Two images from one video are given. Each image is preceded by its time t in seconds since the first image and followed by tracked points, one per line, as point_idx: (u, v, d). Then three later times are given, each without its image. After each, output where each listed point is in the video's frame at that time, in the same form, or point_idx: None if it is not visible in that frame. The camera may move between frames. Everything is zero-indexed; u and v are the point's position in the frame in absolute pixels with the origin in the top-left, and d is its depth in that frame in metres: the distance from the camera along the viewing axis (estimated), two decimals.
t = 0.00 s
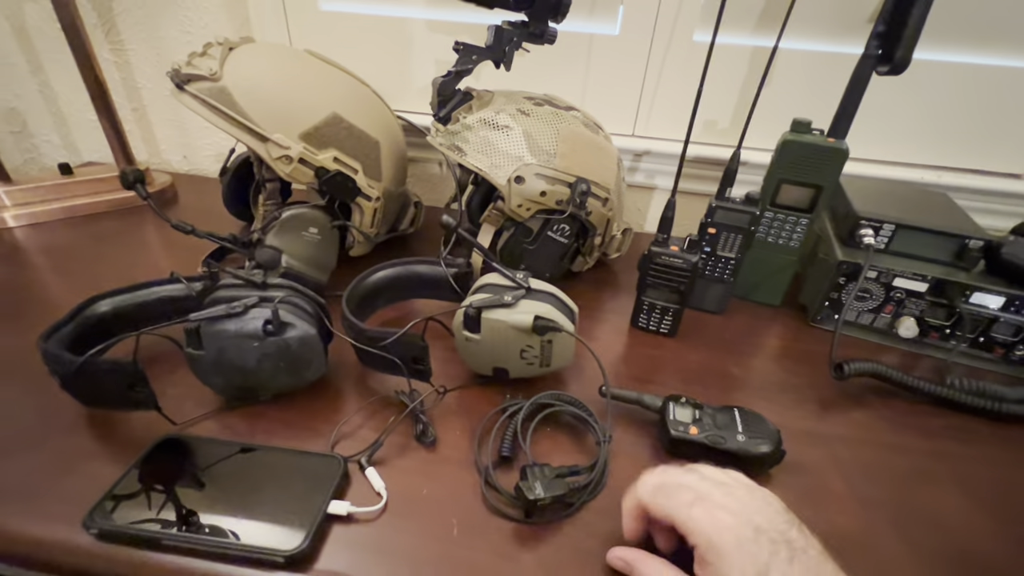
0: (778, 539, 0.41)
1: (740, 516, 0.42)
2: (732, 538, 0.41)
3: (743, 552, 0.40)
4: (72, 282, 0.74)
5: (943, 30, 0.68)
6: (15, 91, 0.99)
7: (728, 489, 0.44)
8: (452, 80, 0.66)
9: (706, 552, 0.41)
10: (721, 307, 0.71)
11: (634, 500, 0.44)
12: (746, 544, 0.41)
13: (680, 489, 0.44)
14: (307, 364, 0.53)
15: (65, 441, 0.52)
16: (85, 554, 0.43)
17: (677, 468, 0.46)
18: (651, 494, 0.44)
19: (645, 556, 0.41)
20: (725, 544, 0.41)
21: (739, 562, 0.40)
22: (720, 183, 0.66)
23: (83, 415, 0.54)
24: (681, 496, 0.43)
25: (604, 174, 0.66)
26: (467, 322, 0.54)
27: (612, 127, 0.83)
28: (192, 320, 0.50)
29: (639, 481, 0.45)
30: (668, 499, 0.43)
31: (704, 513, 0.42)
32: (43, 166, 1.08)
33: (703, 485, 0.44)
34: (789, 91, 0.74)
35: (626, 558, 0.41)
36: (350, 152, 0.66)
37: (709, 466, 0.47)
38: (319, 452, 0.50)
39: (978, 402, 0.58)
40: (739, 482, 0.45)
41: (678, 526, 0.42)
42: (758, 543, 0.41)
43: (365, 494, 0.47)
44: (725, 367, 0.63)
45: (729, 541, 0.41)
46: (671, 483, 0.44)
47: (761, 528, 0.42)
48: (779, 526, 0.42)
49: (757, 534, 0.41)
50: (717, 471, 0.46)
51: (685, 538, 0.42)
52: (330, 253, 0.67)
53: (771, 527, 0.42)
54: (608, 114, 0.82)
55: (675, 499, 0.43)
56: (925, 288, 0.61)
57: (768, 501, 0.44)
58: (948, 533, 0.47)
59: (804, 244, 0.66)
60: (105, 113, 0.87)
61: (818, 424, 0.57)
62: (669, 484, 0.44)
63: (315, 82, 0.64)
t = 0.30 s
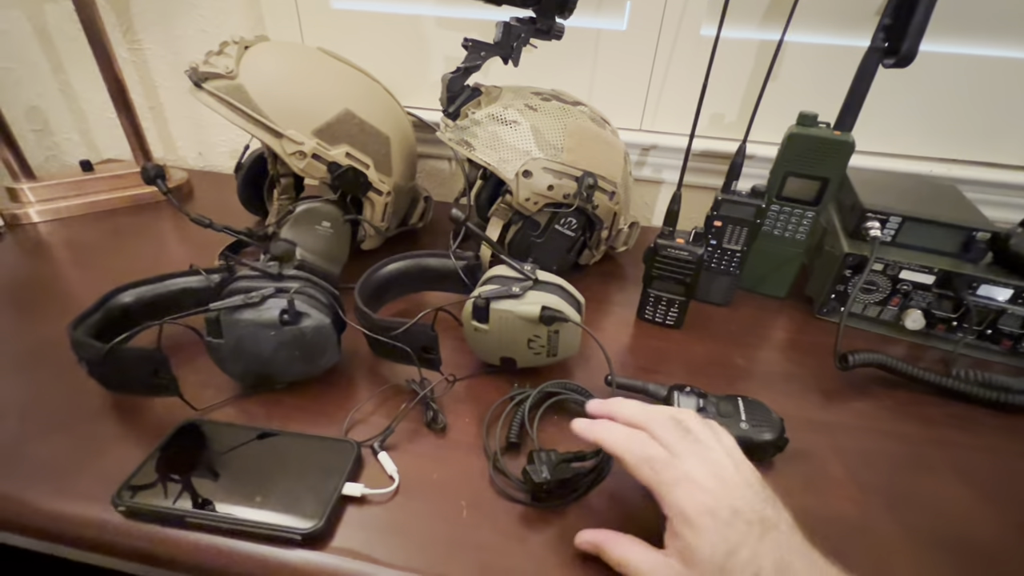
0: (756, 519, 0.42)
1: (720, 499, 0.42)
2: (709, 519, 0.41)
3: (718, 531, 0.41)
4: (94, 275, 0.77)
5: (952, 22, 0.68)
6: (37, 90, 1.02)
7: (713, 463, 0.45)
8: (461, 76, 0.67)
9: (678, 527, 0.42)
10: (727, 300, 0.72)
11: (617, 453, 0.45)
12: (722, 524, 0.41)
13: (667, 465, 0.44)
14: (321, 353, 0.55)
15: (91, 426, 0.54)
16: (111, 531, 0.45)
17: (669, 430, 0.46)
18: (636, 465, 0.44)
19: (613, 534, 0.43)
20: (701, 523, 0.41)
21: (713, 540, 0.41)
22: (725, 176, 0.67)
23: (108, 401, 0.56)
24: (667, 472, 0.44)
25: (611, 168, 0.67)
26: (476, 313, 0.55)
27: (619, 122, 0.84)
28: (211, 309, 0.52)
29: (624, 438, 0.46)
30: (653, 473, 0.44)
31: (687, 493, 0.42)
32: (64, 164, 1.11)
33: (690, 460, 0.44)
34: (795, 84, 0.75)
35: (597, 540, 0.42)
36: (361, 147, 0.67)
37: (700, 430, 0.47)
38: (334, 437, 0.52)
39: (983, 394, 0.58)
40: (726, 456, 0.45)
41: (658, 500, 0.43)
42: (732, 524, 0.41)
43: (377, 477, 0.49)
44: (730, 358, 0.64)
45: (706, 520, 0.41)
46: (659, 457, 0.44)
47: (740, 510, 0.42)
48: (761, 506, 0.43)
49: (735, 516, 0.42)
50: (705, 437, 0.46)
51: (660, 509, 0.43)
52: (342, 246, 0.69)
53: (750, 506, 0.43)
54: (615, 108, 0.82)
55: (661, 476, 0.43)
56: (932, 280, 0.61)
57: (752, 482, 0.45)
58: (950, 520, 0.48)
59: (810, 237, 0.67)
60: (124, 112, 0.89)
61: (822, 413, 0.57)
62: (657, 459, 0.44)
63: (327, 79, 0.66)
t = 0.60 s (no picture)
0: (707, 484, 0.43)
1: (669, 465, 0.43)
2: (659, 485, 0.42)
3: (668, 496, 0.42)
4: (82, 268, 0.75)
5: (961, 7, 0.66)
6: (26, 80, 1.00)
7: (661, 436, 0.46)
8: (456, 64, 0.65)
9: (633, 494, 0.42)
10: (729, 293, 0.70)
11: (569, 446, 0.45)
12: (672, 489, 0.42)
13: (615, 441, 0.45)
14: (312, 349, 0.53)
15: (76, 423, 0.52)
16: (94, 531, 0.44)
17: (619, 414, 0.48)
18: (586, 445, 0.45)
19: (580, 504, 0.43)
20: (650, 488, 0.42)
21: (664, 505, 0.41)
22: (728, 167, 0.65)
23: (94, 398, 0.55)
24: (615, 446, 0.44)
25: (610, 158, 0.65)
26: (471, 309, 0.54)
27: (619, 112, 0.82)
28: (199, 305, 0.51)
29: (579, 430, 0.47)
30: (602, 449, 0.44)
31: (635, 462, 0.43)
32: (56, 155, 1.09)
33: (640, 437, 0.45)
34: (800, 72, 0.73)
35: (564, 511, 0.43)
36: (354, 138, 0.65)
37: (651, 412, 0.48)
38: (325, 436, 0.51)
39: (991, 390, 0.56)
40: (675, 429, 0.47)
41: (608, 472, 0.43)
42: (682, 490, 0.42)
43: (369, 477, 0.48)
44: (732, 353, 0.62)
45: (656, 486, 0.42)
46: (607, 435, 0.45)
47: (689, 476, 0.43)
48: (714, 474, 0.44)
49: (709, 501, 0.42)
50: (655, 417, 0.47)
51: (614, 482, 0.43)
52: (335, 239, 0.68)
53: (699, 473, 0.44)
54: (614, 97, 0.81)
55: (609, 449, 0.44)
56: (939, 273, 0.59)
57: (705, 452, 0.46)
58: (957, 519, 0.46)
59: (814, 229, 0.65)
60: (113, 102, 0.87)
61: (826, 410, 0.56)
62: (605, 437, 0.45)
63: (318, 67, 0.64)
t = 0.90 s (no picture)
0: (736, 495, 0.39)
1: (702, 473, 0.40)
2: (691, 494, 0.38)
3: (702, 509, 0.38)
4: (80, 269, 0.73)
5: None
6: (25, 76, 0.98)
7: (691, 440, 0.42)
8: (463, 54, 0.62)
9: (661, 508, 0.38)
10: (751, 294, 0.67)
11: (596, 442, 0.43)
12: (705, 500, 0.38)
13: (644, 441, 0.41)
14: (315, 356, 0.51)
15: (71, 435, 0.50)
16: (87, 550, 0.41)
17: (640, 417, 0.44)
18: (613, 442, 0.42)
19: (592, 514, 0.40)
20: (682, 498, 0.38)
21: (694, 518, 0.38)
22: (752, 161, 0.62)
23: (89, 407, 0.52)
24: (644, 447, 0.41)
25: (626, 153, 0.62)
26: (482, 313, 0.51)
27: (634, 104, 0.78)
28: (194, 312, 0.48)
29: (604, 427, 0.44)
30: (630, 448, 0.41)
31: (666, 464, 0.40)
32: (56, 153, 1.07)
33: (669, 438, 0.42)
34: (827, 61, 0.69)
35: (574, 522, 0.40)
36: (357, 133, 0.62)
37: (675, 413, 0.44)
38: (327, 449, 0.48)
39: None
40: (703, 432, 0.43)
41: (636, 475, 0.40)
42: (716, 503, 0.39)
43: (375, 494, 0.45)
44: (756, 358, 0.59)
45: (687, 494, 0.38)
46: (635, 434, 0.42)
47: (724, 488, 0.40)
48: (746, 486, 0.41)
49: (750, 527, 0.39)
50: (680, 419, 0.44)
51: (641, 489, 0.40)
52: (339, 239, 0.65)
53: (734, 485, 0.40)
54: (630, 88, 0.77)
55: (638, 448, 0.41)
56: (976, 274, 0.56)
57: (735, 458, 0.42)
58: (1004, 540, 0.43)
59: (842, 227, 0.62)
60: (112, 98, 0.85)
61: (858, 419, 0.53)
62: (634, 434, 0.42)
63: (320, 59, 0.61)
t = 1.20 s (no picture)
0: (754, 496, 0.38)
1: (709, 465, 0.38)
2: (698, 487, 0.37)
3: (709, 503, 0.36)
4: (83, 264, 0.72)
5: None
6: (28, 70, 0.97)
7: (698, 432, 0.40)
8: (469, 41, 0.60)
9: (672, 505, 0.36)
10: (767, 289, 0.65)
11: (599, 439, 0.41)
12: (712, 494, 0.37)
13: (648, 435, 0.40)
14: (317, 352, 0.49)
15: (69, 433, 0.49)
16: (82, 551, 0.40)
17: (644, 412, 0.42)
18: (617, 438, 0.40)
19: (595, 504, 0.39)
20: (689, 492, 0.36)
21: (702, 512, 0.36)
22: (769, 150, 0.60)
23: (89, 404, 0.51)
24: (649, 441, 0.39)
25: (638, 142, 0.60)
26: (489, 308, 0.49)
27: (645, 92, 0.76)
28: (193, 306, 0.46)
29: (607, 424, 0.42)
30: (634, 443, 0.39)
31: (672, 458, 0.38)
32: (60, 148, 1.06)
33: (674, 431, 0.40)
34: (847, 46, 0.67)
35: (575, 516, 0.39)
36: (361, 123, 0.61)
37: (680, 405, 0.42)
38: (331, 447, 0.47)
39: None
40: (711, 424, 0.41)
41: (640, 470, 0.38)
42: (725, 496, 0.37)
43: (380, 495, 0.43)
44: (774, 354, 0.57)
45: (695, 488, 0.36)
46: (639, 428, 0.40)
47: (733, 480, 0.38)
48: (755, 478, 0.39)
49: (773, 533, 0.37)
50: (687, 411, 0.42)
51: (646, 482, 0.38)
52: (344, 232, 0.63)
53: (742, 477, 0.38)
54: (641, 77, 0.75)
55: (643, 443, 0.39)
56: (1005, 266, 0.54)
57: (745, 450, 0.40)
58: None
59: (863, 218, 0.59)
60: (114, 90, 0.84)
61: (880, 419, 0.51)
62: (637, 429, 0.40)
63: (322, 46, 0.59)
